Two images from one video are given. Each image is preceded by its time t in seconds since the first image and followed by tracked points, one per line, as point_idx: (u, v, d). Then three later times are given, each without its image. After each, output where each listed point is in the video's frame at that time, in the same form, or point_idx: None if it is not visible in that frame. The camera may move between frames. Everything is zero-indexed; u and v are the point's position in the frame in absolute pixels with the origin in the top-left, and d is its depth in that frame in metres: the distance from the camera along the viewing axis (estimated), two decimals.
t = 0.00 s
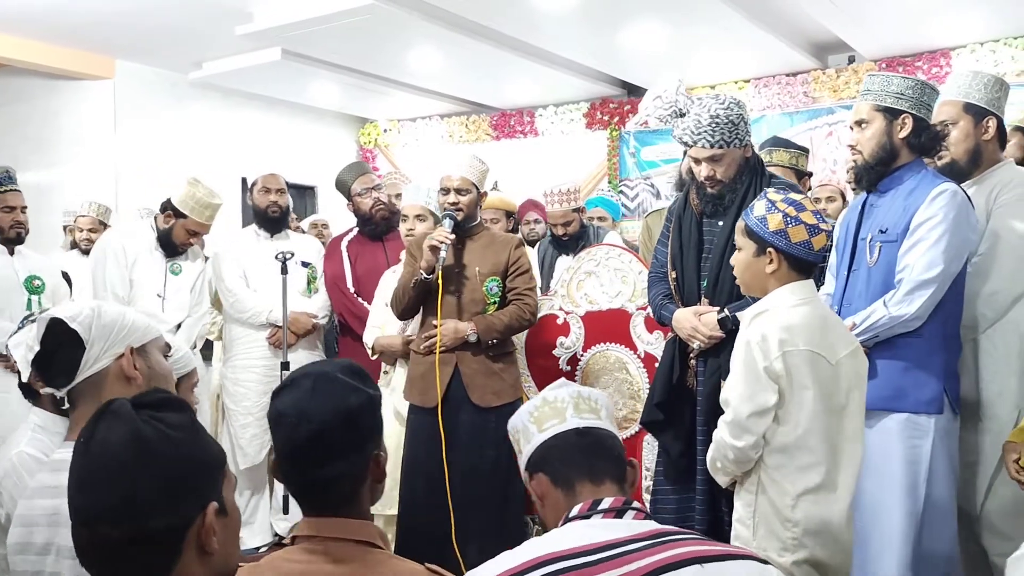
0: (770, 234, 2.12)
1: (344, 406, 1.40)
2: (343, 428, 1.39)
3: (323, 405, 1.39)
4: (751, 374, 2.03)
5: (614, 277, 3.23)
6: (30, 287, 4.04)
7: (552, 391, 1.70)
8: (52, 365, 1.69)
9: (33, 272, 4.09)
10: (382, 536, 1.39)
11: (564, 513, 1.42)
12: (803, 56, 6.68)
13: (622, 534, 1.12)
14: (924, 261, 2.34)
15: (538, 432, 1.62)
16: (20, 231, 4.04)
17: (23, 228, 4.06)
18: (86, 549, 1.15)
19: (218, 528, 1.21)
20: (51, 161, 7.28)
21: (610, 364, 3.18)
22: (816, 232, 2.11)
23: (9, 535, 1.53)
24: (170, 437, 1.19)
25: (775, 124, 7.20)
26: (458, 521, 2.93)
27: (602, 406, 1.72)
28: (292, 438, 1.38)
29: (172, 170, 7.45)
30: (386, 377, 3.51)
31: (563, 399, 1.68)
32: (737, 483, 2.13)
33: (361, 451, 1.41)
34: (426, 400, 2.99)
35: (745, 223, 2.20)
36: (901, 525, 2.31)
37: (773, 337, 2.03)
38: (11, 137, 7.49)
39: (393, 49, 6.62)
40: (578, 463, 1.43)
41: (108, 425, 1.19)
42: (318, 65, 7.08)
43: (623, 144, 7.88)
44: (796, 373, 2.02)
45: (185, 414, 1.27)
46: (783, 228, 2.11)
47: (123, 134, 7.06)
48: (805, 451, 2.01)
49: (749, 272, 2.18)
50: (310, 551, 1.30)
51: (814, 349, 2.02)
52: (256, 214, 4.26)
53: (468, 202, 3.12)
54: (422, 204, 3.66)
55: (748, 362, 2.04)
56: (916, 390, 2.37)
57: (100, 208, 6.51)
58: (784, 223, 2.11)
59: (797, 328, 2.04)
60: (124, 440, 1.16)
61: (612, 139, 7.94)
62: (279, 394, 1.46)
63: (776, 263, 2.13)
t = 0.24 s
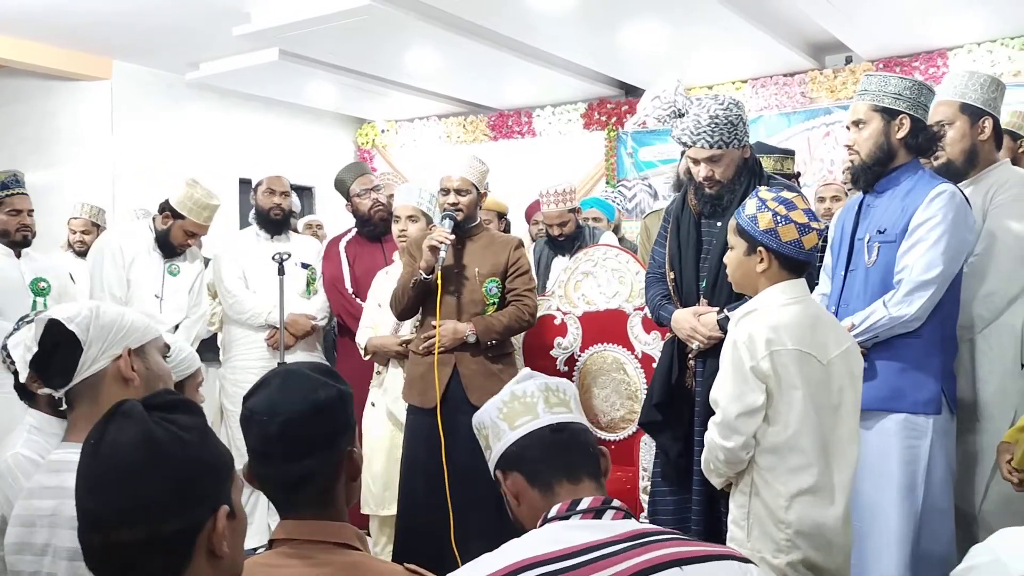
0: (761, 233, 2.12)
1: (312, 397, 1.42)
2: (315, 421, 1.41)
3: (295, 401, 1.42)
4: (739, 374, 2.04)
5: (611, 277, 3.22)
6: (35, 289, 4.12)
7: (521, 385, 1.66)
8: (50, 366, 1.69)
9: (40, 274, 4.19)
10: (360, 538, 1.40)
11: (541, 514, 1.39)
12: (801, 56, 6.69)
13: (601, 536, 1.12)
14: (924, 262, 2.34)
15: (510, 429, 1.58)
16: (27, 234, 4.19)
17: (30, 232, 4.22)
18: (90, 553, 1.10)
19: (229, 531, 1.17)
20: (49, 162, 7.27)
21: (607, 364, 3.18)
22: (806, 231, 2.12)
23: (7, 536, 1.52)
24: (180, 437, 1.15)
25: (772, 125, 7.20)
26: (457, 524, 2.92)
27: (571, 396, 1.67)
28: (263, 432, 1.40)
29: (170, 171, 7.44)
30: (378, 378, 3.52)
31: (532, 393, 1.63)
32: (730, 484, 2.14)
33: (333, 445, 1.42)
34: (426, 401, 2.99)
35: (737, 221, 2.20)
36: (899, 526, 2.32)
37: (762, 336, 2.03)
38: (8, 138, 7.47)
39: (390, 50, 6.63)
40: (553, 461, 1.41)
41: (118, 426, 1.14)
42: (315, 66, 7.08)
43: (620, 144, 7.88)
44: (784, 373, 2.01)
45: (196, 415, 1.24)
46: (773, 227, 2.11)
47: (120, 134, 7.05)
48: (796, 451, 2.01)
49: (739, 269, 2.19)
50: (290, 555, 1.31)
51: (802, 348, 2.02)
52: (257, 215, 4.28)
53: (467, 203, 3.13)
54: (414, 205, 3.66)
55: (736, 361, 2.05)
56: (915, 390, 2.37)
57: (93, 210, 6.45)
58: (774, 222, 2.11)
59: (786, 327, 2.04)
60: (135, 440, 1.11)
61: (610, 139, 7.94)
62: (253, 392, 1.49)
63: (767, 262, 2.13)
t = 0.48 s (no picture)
0: (763, 234, 2.12)
1: (295, 397, 1.43)
2: (300, 420, 1.41)
3: (277, 400, 1.43)
4: (741, 374, 2.04)
5: (608, 278, 3.22)
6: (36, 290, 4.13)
7: (509, 381, 1.65)
8: (53, 365, 1.67)
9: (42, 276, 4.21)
10: (344, 539, 1.40)
11: (530, 513, 1.38)
12: (798, 57, 6.69)
13: (589, 539, 1.12)
14: (925, 262, 2.34)
15: (499, 427, 1.58)
16: (31, 237, 4.24)
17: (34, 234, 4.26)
18: (91, 553, 1.10)
19: (232, 535, 1.17)
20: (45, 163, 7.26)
21: (604, 365, 3.19)
22: (809, 233, 2.11)
23: (8, 536, 1.52)
24: (185, 439, 1.15)
25: (769, 125, 7.21)
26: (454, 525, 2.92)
27: (560, 389, 1.66)
28: (246, 433, 1.41)
29: (166, 170, 7.44)
30: (370, 378, 3.52)
31: (519, 388, 1.62)
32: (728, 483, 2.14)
33: (316, 445, 1.42)
34: (422, 401, 3.00)
35: (739, 221, 2.20)
36: (900, 527, 2.32)
37: (764, 337, 2.04)
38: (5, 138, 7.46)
39: (387, 50, 6.63)
40: (540, 460, 1.40)
41: (123, 427, 1.14)
42: (312, 66, 7.08)
43: (617, 145, 7.88)
44: (786, 373, 2.02)
45: (201, 416, 1.24)
46: (776, 228, 2.11)
47: (117, 135, 7.04)
48: (797, 450, 2.02)
49: (741, 270, 2.19)
50: (274, 558, 1.31)
51: (804, 349, 2.03)
52: (259, 218, 4.26)
53: (464, 203, 3.15)
54: (405, 206, 3.67)
55: (738, 362, 2.05)
56: (915, 391, 2.37)
57: (90, 212, 6.40)
58: (776, 223, 2.11)
59: (787, 328, 2.04)
60: (141, 440, 1.11)
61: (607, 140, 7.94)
62: (234, 394, 1.50)
63: (769, 263, 2.14)
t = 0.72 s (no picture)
0: (768, 235, 2.12)
1: (289, 397, 1.42)
2: (293, 420, 1.41)
3: (272, 399, 1.42)
4: (751, 373, 2.04)
5: (605, 279, 3.22)
6: (31, 291, 4.11)
7: (513, 375, 1.58)
8: (62, 366, 1.67)
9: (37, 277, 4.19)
10: (335, 539, 1.39)
11: (536, 511, 1.38)
12: (795, 59, 6.70)
13: (595, 541, 1.13)
14: (924, 263, 2.35)
15: (503, 424, 1.52)
16: (26, 238, 4.23)
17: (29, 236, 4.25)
18: (102, 538, 1.04)
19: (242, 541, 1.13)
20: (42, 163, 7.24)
21: (601, 365, 3.19)
22: (814, 234, 2.11)
23: (12, 539, 1.52)
24: (212, 433, 1.12)
25: (766, 127, 7.21)
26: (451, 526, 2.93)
27: (568, 384, 1.58)
28: (240, 432, 1.39)
29: (165, 170, 7.47)
30: (360, 379, 3.51)
31: (525, 384, 1.55)
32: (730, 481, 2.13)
33: (306, 447, 1.42)
34: (416, 403, 2.99)
35: (744, 222, 2.21)
36: (899, 528, 2.33)
37: (773, 336, 2.04)
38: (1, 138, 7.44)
39: (384, 52, 6.65)
40: (549, 459, 1.39)
41: (153, 414, 1.11)
42: (309, 67, 7.07)
43: (614, 146, 7.88)
44: (793, 373, 2.03)
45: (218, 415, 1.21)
46: (782, 229, 2.11)
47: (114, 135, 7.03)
48: (801, 448, 2.03)
49: (744, 271, 2.19)
50: (264, 558, 1.31)
51: (810, 349, 2.04)
52: (259, 220, 4.25)
53: (456, 203, 3.14)
54: (394, 207, 3.66)
55: (747, 363, 2.04)
56: (915, 392, 2.37)
57: (90, 212, 6.39)
58: (782, 224, 2.11)
59: (794, 328, 2.05)
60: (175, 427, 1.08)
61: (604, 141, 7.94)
62: (227, 394, 1.49)
63: (773, 263, 2.13)
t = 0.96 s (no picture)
0: (772, 238, 2.12)
1: (293, 397, 1.43)
2: (297, 420, 1.41)
3: (275, 400, 1.42)
4: (764, 374, 2.04)
5: (603, 279, 3.23)
6: (25, 292, 4.09)
7: (544, 368, 1.57)
8: (81, 368, 1.66)
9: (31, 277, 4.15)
10: (338, 539, 1.39)
11: (559, 505, 1.39)
12: (792, 61, 6.71)
13: (616, 539, 1.14)
14: (920, 266, 2.34)
15: (531, 416, 1.52)
16: (20, 238, 4.22)
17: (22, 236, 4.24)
18: (131, 525, 1.03)
19: (252, 541, 1.15)
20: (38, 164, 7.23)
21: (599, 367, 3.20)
22: (817, 237, 2.13)
23: (18, 542, 1.51)
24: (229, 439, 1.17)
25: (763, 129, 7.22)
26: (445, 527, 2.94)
27: (597, 380, 1.58)
28: (245, 434, 1.40)
29: (162, 171, 7.46)
30: (354, 381, 3.52)
31: (555, 377, 1.55)
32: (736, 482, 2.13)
33: (308, 447, 1.42)
34: (408, 404, 3.00)
35: (747, 225, 2.20)
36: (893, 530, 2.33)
37: (785, 338, 2.05)
38: None
39: (381, 52, 6.64)
40: (574, 454, 1.39)
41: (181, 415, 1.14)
42: (306, 67, 7.06)
43: (612, 147, 7.88)
44: (805, 374, 2.04)
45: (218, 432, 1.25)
46: (785, 232, 2.11)
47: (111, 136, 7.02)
48: (808, 448, 2.04)
49: (746, 272, 2.19)
50: (266, 557, 1.31)
51: (820, 351, 2.06)
52: (257, 220, 4.29)
53: (447, 206, 3.16)
54: (387, 209, 3.66)
55: (761, 364, 2.04)
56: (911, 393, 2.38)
57: (93, 212, 6.38)
58: (786, 228, 2.11)
59: (803, 330, 2.07)
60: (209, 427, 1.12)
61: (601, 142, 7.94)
62: (231, 395, 1.49)
63: (776, 266, 2.14)
